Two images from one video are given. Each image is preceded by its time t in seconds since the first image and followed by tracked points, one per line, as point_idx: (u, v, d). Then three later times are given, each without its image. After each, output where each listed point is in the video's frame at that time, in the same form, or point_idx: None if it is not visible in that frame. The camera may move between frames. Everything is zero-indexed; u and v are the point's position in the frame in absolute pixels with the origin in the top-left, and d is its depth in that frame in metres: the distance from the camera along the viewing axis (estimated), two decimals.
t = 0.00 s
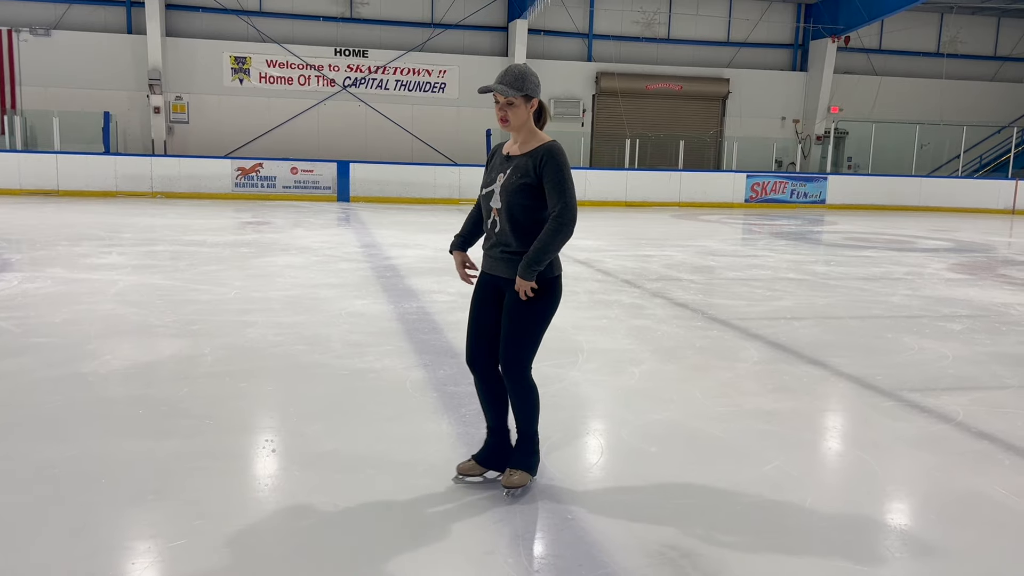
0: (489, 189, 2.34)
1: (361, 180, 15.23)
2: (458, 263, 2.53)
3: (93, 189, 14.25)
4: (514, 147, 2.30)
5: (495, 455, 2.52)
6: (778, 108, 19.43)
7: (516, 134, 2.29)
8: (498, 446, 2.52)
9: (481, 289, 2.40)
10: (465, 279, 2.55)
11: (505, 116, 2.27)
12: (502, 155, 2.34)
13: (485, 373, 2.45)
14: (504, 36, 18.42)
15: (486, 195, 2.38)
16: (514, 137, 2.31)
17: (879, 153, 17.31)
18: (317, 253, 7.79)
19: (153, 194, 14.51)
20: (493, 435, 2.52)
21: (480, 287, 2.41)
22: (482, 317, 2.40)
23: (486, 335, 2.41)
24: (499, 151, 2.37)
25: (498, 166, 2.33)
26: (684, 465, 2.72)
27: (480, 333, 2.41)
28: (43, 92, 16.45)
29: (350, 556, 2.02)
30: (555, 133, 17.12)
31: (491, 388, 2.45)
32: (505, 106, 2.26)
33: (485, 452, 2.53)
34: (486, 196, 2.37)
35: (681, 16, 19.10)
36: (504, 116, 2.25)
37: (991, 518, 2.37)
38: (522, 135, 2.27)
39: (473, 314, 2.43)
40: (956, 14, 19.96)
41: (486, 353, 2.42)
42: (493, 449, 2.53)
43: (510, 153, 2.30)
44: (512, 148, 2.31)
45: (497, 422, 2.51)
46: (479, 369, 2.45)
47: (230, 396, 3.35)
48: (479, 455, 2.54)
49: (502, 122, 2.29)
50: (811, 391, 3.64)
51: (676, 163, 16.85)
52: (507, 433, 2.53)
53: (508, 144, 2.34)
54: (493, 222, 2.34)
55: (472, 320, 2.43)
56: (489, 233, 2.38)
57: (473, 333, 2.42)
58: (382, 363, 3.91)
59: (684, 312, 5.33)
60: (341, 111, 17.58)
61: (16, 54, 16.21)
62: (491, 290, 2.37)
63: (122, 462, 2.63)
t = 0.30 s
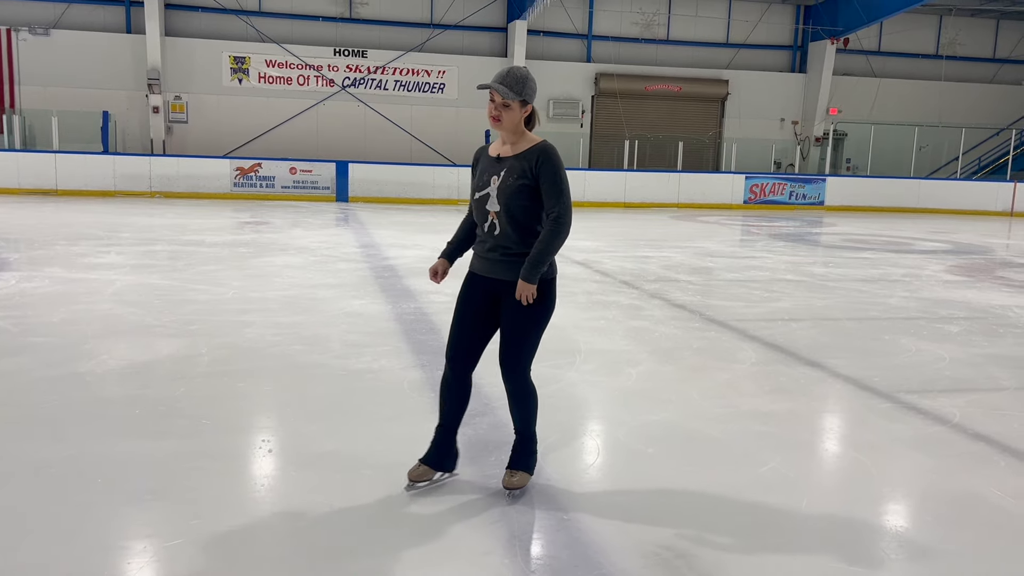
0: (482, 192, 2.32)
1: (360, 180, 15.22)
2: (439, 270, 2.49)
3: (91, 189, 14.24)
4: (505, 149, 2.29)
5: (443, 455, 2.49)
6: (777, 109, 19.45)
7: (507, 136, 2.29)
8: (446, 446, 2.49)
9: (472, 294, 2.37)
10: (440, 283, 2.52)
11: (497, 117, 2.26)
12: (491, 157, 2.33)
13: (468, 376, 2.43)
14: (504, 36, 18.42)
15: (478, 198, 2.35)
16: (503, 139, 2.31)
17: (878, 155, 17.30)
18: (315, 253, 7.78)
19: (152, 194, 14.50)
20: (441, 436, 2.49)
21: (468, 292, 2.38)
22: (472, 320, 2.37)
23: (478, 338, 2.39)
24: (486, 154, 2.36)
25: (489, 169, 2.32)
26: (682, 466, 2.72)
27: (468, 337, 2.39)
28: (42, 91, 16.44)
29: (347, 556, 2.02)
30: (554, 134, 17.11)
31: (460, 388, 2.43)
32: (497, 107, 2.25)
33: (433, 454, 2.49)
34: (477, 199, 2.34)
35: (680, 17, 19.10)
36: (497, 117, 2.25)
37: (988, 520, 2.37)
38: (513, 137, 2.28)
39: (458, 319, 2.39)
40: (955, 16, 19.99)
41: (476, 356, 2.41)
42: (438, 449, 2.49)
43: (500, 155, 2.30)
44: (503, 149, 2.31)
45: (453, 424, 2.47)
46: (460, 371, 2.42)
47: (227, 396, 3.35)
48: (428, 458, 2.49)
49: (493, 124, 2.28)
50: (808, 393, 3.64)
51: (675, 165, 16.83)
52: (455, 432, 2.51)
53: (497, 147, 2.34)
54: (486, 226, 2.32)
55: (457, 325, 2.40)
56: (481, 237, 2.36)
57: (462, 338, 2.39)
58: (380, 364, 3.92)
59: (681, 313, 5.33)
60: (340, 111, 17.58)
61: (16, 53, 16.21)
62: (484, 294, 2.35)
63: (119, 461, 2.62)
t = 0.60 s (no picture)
0: (464, 190, 2.26)
1: (361, 180, 15.24)
2: (396, 259, 2.36)
3: (93, 188, 14.25)
4: (487, 147, 2.27)
5: (433, 450, 2.46)
6: (778, 110, 19.45)
7: (489, 135, 2.27)
8: (435, 442, 2.46)
9: (450, 293, 2.31)
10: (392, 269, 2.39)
11: (484, 114, 2.24)
12: (470, 154, 2.28)
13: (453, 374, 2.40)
14: (505, 37, 18.41)
15: (456, 195, 2.28)
16: (483, 137, 2.29)
17: (879, 156, 17.24)
18: (316, 253, 7.78)
19: (153, 194, 14.51)
20: (429, 433, 2.46)
21: (445, 291, 2.32)
22: (452, 319, 2.32)
23: (457, 339, 2.35)
24: (462, 150, 2.31)
25: (471, 166, 2.27)
26: (682, 467, 2.72)
27: (448, 336, 2.35)
28: (44, 90, 16.44)
29: (346, 555, 2.02)
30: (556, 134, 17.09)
31: (442, 385, 2.40)
32: (485, 104, 2.23)
33: (423, 451, 2.46)
34: (457, 196, 2.28)
35: (682, 18, 19.07)
36: (486, 114, 2.23)
37: (988, 522, 2.37)
38: (495, 136, 2.27)
39: (437, 318, 2.34)
40: (958, 17, 19.95)
41: (457, 356, 2.37)
42: (427, 444, 2.47)
43: (481, 153, 2.27)
44: (482, 147, 2.28)
45: (439, 421, 2.44)
46: (443, 370, 2.39)
47: (227, 396, 3.35)
48: (422, 458, 2.46)
49: (479, 120, 2.25)
50: (809, 394, 3.63)
51: (677, 165, 16.81)
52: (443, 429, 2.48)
53: (473, 144, 2.31)
54: (469, 224, 2.26)
55: (436, 323, 2.35)
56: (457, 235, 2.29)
57: (443, 338, 2.34)
58: (380, 364, 3.92)
59: (682, 314, 5.32)
60: (341, 112, 17.58)
61: (18, 53, 16.21)
62: (463, 294, 2.29)
63: (119, 461, 2.62)
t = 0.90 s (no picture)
0: (446, 187, 2.24)
1: (365, 180, 15.25)
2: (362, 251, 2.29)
3: (98, 187, 14.29)
4: (466, 145, 2.27)
5: (433, 448, 2.46)
6: (783, 111, 19.44)
7: (467, 134, 2.26)
8: (435, 440, 2.46)
9: (429, 292, 2.28)
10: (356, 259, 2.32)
11: (467, 113, 2.23)
12: (449, 152, 2.26)
13: (439, 371, 2.39)
14: (510, 37, 18.42)
15: (435, 192, 2.25)
16: (460, 135, 2.27)
17: (884, 157, 17.19)
18: (320, 253, 7.79)
19: (158, 193, 14.53)
20: (427, 431, 2.45)
21: (423, 290, 2.29)
22: (434, 318, 2.31)
23: (440, 337, 2.34)
24: (438, 148, 2.28)
25: (451, 164, 2.25)
26: (688, 468, 2.72)
27: (430, 335, 2.34)
28: (49, 90, 16.48)
29: (350, 555, 2.02)
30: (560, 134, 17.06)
31: (432, 381, 2.39)
32: (468, 103, 2.22)
33: (424, 450, 2.46)
34: (438, 194, 2.24)
35: (687, 19, 19.05)
36: (470, 114, 2.22)
37: (994, 525, 2.36)
38: (473, 136, 2.27)
39: (417, 316, 2.31)
40: (963, 19, 19.92)
41: (439, 355, 2.36)
42: (427, 442, 2.47)
43: (460, 151, 2.26)
44: (459, 145, 2.27)
45: (434, 419, 2.44)
46: (430, 368, 2.38)
47: (232, 395, 3.35)
48: (423, 456, 2.45)
49: (462, 118, 2.22)
50: (813, 396, 3.62)
51: (681, 166, 16.79)
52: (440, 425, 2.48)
53: (448, 141, 2.28)
54: (451, 224, 2.24)
55: (416, 322, 2.32)
56: (436, 233, 2.26)
57: (425, 337, 2.33)
58: (384, 363, 3.92)
59: (686, 315, 5.32)
60: (345, 112, 17.60)
61: (22, 51, 16.23)
62: (444, 293, 2.28)
63: (124, 460, 2.62)
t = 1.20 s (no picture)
0: (438, 186, 2.23)
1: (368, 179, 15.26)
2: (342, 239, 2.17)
3: (101, 185, 14.32)
4: (453, 142, 2.26)
5: (436, 448, 2.46)
6: (787, 112, 19.43)
7: (453, 129, 2.25)
8: (438, 439, 2.47)
9: (427, 292, 2.28)
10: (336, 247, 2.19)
11: (453, 108, 2.21)
12: (436, 151, 2.24)
13: (440, 371, 2.40)
14: (513, 36, 18.41)
15: (428, 192, 2.24)
16: (446, 131, 2.26)
17: (887, 159, 17.14)
18: (323, 252, 7.80)
19: (161, 191, 14.56)
20: (430, 431, 2.46)
21: (421, 291, 2.29)
22: (432, 318, 2.31)
23: (439, 336, 2.35)
24: (424, 146, 2.26)
25: (441, 163, 2.23)
26: (690, 469, 2.71)
27: (429, 335, 2.34)
28: (53, 88, 16.50)
29: (352, 554, 2.02)
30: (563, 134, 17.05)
31: (433, 382, 2.39)
32: (454, 99, 2.20)
33: (426, 449, 2.46)
34: (431, 193, 2.23)
35: (691, 19, 19.03)
36: (457, 109, 2.21)
37: (998, 527, 2.36)
38: (458, 132, 2.26)
39: (415, 317, 2.32)
40: (967, 20, 19.87)
41: (440, 355, 2.37)
42: (429, 443, 2.47)
43: (448, 149, 2.25)
44: (445, 142, 2.26)
45: (436, 419, 2.44)
46: (431, 368, 2.38)
47: (235, 394, 3.35)
48: (427, 456, 2.46)
49: (448, 114, 2.21)
50: (816, 397, 3.62)
51: (684, 167, 16.77)
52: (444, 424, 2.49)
53: (433, 139, 2.26)
54: (447, 222, 2.24)
55: (415, 322, 2.32)
56: (429, 232, 2.25)
57: (423, 337, 2.34)
58: (387, 363, 3.92)
59: (689, 315, 5.31)
60: (348, 111, 17.61)
61: (27, 49, 16.25)
62: (443, 293, 2.29)
63: (127, 458, 2.62)
